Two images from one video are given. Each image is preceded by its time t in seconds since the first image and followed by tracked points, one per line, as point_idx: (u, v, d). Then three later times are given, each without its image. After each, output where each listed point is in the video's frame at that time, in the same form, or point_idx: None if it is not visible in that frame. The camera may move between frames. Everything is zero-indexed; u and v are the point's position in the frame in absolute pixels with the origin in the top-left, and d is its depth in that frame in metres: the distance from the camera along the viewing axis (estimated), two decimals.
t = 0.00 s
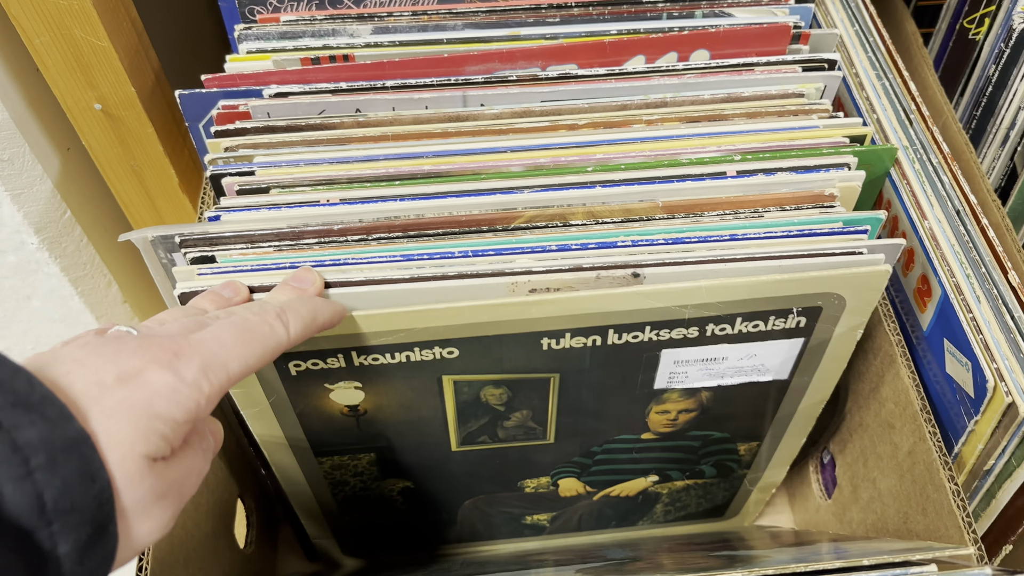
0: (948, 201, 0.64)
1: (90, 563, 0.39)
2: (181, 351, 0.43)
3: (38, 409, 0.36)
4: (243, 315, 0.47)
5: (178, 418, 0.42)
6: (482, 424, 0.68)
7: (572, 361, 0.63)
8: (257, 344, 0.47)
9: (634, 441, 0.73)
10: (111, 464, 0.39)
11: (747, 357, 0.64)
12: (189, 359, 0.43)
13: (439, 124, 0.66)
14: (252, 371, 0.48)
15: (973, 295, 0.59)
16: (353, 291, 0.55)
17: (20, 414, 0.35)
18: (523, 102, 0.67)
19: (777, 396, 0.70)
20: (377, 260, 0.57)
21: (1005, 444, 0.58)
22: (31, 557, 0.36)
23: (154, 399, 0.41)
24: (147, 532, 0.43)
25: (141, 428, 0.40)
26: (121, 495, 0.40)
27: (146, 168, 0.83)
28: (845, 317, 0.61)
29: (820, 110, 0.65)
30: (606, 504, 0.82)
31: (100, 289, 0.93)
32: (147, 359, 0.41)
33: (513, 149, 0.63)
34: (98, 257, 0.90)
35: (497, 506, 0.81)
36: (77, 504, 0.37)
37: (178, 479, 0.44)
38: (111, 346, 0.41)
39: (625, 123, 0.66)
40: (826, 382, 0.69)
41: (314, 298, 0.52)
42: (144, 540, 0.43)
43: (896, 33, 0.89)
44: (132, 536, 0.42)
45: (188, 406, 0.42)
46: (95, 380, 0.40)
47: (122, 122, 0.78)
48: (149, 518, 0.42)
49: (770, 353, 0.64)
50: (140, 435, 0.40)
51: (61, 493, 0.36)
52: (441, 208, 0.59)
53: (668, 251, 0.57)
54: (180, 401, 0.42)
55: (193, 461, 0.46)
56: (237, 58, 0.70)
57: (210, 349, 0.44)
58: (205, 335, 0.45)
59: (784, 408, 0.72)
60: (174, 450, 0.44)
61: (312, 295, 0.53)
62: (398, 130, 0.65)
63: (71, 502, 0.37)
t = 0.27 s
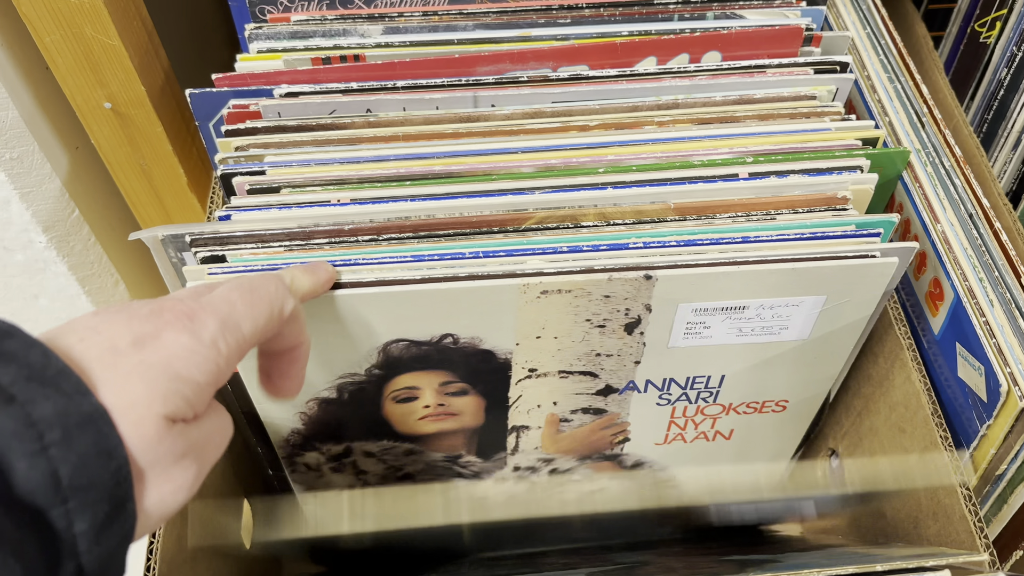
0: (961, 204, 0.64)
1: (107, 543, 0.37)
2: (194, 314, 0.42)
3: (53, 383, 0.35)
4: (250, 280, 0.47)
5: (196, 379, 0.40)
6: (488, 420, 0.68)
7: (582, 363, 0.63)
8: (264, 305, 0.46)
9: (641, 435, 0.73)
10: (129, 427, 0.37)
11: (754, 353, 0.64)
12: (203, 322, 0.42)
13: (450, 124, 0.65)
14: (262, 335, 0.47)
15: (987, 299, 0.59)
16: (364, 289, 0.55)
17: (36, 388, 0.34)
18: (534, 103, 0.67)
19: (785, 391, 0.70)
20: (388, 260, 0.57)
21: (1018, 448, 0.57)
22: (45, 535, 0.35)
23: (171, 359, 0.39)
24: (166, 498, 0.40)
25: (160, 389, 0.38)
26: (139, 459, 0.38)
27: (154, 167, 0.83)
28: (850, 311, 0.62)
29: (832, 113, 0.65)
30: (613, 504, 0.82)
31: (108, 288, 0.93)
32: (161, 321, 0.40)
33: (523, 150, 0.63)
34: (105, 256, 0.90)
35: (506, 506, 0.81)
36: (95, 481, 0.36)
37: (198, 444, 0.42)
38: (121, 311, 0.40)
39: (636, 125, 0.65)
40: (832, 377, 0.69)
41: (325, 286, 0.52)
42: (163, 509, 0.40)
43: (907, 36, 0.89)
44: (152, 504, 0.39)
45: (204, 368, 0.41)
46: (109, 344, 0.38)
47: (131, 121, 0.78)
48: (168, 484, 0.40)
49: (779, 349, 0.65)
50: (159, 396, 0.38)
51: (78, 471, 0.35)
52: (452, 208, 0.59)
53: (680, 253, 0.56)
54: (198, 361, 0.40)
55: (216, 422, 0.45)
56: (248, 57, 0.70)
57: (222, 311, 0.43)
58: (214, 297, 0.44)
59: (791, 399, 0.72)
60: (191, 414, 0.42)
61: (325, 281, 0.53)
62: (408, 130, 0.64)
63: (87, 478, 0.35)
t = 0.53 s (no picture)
0: (969, 210, 0.64)
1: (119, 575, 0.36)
2: (210, 367, 0.42)
3: (71, 417, 0.34)
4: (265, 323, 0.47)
5: (209, 432, 0.40)
6: (494, 423, 0.68)
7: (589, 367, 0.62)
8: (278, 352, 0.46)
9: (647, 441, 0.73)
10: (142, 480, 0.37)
11: (761, 358, 0.64)
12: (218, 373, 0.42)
13: (458, 126, 0.65)
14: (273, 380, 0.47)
15: (996, 306, 0.59)
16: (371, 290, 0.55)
17: (53, 421, 0.33)
18: (542, 106, 0.67)
19: (790, 396, 0.70)
20: (394, 262, 0.57)
21: None
22: (57, 568, 0.34)
23: (186, 412, 0.39)
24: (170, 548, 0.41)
25: (173, 443, 0.38)
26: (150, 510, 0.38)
27: (161, 168, 0.83)
28: (857, 318, 0.62)
29: (840, 118, 0.65)
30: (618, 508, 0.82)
31: (113, 288, 0.93)
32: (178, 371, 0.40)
33: (531, 153, 0.63)
34: (111, 257, 0.91)
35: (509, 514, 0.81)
36: (107, 514, 0.35)
37: (203, 497, 0.42)
38: (139, 357, 0.40)
39: (644, 129, 0.65)
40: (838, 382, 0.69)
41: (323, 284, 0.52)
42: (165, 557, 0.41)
43: (914, 41, 0.89)
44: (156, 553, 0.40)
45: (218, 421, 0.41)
46: (127, 393, 0.38)
47: (138, 122, 0.78)
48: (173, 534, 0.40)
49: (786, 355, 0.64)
50: (172, 452, 0.38)
51: (92, 504, 0.34)
52: (460, 211, 0.59)
53: (688, 257, 0.56)
54: (212, 414, 0.41)
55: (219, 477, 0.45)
56: (256, 58, 0.70)
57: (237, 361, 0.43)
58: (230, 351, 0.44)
59: (797, 405, 0.72)
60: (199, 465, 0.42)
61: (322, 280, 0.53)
62: (416, 133, 0.64)
63: (101, 511, 0.34)
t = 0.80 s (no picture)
0: (985, 206, 0.63)
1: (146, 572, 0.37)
2: (229, 350, 0.42)
3: (100, 416, 0.35)
4: (283, 306, 0.46)
5: (232, 420, 0.41)
6: (503, 419, 0.67)
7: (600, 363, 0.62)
8: (298, 334, 0.46)
9: (657, 436, 0.73)
10: (168, 468, 0.37)
11: (773, 355, 0.63)
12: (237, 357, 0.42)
13: (469, 120, 0.65)
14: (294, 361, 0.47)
15: (1013, 302, 0.58)
16: (381, 280, 0.55)
17: (84, 420, 0.34)
18: (553, 100, 0.66)
19: (802, 393, 0.69)
20: (405, 254, 0.56)
21: None
22: (88, 565, 0.35)
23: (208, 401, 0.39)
24: (200, 535, 0.42)
25: (197, 432, 0.39)
26: (177, 499, 0.38)
27: (169, 161, 0.83)
28: (871, 313, 0.61)
29: (855, 112, 0.65)
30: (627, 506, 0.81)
31: (120, 282, 0.93)
32: (198, 359, 0.40)
33: (543, 146, 0.63)
34: (118, 251, 0.90)
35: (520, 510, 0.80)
36: (135, 514, 0.35)
37: (229, 485, 0.43)
38: (159, 344, 0.40)
39: (657, 122, 0.65)
40: (850, 376, 0.68)
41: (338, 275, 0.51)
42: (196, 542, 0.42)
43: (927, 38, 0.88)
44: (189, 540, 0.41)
45: (240, 408, 0.41)
46: (149, 383, 0.38)
47: (147, 113, 0.77)
48: (202, 523, 0.41)
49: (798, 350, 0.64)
50: (196, 441, 0.39)
51: (121, 502, 0.35)
52: (471, 203, 0.58)
53: (702, 251, 0.56)
54: (233, 401, 0.41)
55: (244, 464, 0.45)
56: (266, 50, 0.69)
57: (256, 344, 0.43)
58: (249, 331, 0.44)
59: (809, 402, 0.71)
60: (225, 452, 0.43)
61: (337, 268, 0.52)
62: (427, 125, 0.64)
63: (130, 511, 0.35)
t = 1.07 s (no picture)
0: (993, 203, 0.63)
1: (137, 536, 0.37)
2: (219, 295, 0.43)
3: (92, 374, 0.35)
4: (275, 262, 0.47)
5: (223, 361, 0.41)
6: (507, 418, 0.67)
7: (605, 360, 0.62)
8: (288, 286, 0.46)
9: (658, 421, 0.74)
10: (159, 406, 0.38)
11: (774, 342, 0.64)
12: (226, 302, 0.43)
13: (475, 114, 0.65)
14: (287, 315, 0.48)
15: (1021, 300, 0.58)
16: (387, 275, 0.55)
17: (75, 379, 0.34)
18: (559, 95, 0.66)
19: (806, 386, 0.70)
20: (410, 249, 0.56)
21: None
22: (79, 525, 0.35)
23: (198, 340, 0.40)
24: (196, 475, 0.42)
25: (189, 369, 0.39)
26: (170, 437, 0.39)
27: (176, 155, 0.83)
28: (872, 307, 0.62)
29: (862, 110, 0.64)
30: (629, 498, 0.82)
31: (124, 277, 0.93)
32: (186, 303, 0.41)
33: (549, 142, 0.62)
34: (124, 245, 0.90)
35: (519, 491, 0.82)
36: (128, 473, 0.36)
37: (226, 423, 0.44)
38: (146, 294, 0.41)
39: (664, 118, 0.65)
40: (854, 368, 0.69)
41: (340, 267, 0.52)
42: (193, 484, 0.42)
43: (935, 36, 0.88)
44: (183, 480, 0.41)
45: (230, 351, 0.42)
46: (137, 327, 0.39)
47: (153, 108, 0.77)
48: (199, 464, 0.42)
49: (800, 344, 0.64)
50: (187, 378, 0.39)
51: (111, 460, 0.35)
52: (477, 198, 0.58)
53: (708, 248, 0.56)
54: (223, 343, 0.41)
55: (238, 410, 0.46)
56: (272, 45, 0.69)
57: (247, 291, 0.44)
58: (239, 280, 0.44)
59: (812, 395, 0.71)
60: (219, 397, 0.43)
61: (341, 261, 0.53)
62: (433, 120, 0.64)
63: (122, 470, 0.35)
